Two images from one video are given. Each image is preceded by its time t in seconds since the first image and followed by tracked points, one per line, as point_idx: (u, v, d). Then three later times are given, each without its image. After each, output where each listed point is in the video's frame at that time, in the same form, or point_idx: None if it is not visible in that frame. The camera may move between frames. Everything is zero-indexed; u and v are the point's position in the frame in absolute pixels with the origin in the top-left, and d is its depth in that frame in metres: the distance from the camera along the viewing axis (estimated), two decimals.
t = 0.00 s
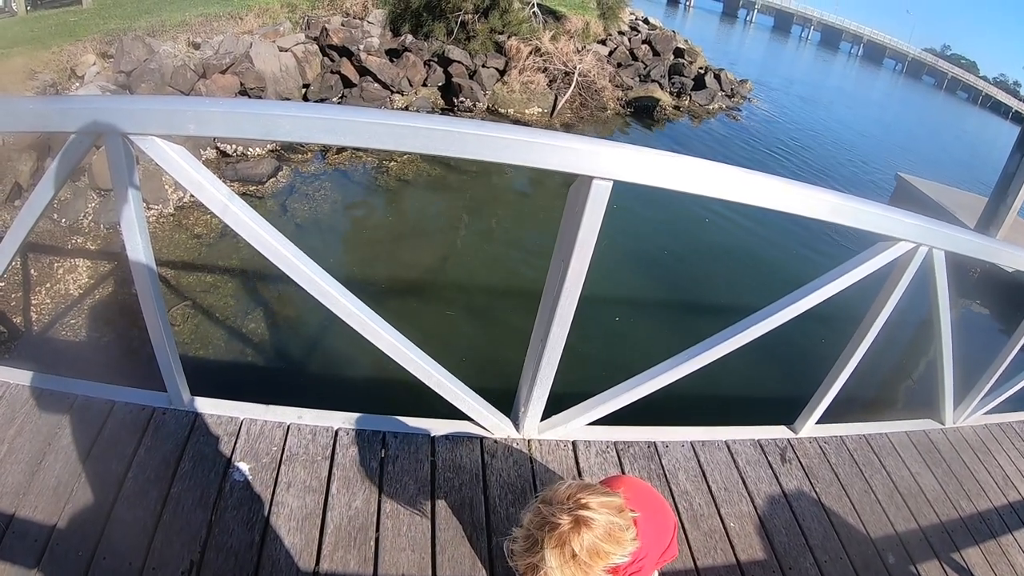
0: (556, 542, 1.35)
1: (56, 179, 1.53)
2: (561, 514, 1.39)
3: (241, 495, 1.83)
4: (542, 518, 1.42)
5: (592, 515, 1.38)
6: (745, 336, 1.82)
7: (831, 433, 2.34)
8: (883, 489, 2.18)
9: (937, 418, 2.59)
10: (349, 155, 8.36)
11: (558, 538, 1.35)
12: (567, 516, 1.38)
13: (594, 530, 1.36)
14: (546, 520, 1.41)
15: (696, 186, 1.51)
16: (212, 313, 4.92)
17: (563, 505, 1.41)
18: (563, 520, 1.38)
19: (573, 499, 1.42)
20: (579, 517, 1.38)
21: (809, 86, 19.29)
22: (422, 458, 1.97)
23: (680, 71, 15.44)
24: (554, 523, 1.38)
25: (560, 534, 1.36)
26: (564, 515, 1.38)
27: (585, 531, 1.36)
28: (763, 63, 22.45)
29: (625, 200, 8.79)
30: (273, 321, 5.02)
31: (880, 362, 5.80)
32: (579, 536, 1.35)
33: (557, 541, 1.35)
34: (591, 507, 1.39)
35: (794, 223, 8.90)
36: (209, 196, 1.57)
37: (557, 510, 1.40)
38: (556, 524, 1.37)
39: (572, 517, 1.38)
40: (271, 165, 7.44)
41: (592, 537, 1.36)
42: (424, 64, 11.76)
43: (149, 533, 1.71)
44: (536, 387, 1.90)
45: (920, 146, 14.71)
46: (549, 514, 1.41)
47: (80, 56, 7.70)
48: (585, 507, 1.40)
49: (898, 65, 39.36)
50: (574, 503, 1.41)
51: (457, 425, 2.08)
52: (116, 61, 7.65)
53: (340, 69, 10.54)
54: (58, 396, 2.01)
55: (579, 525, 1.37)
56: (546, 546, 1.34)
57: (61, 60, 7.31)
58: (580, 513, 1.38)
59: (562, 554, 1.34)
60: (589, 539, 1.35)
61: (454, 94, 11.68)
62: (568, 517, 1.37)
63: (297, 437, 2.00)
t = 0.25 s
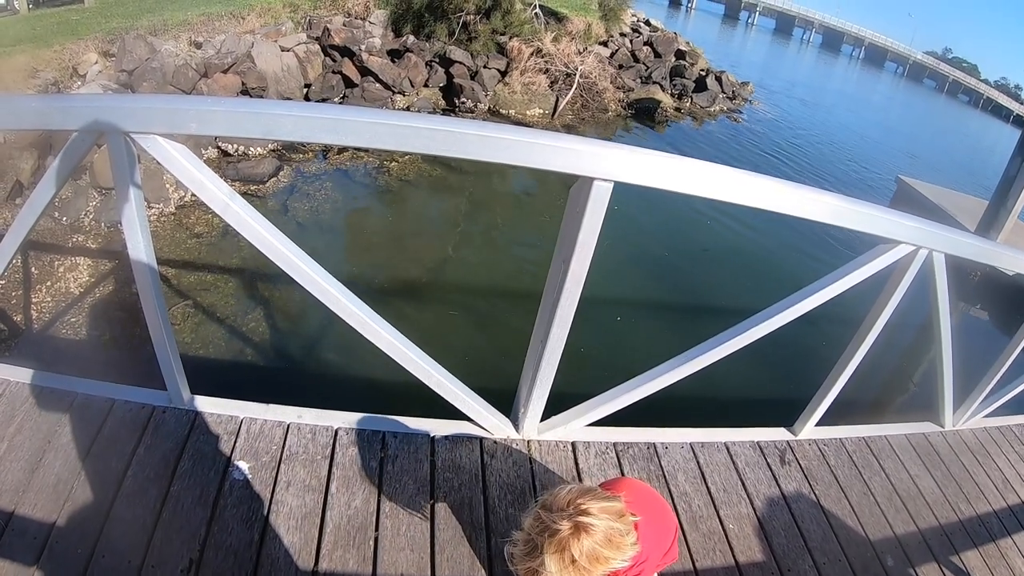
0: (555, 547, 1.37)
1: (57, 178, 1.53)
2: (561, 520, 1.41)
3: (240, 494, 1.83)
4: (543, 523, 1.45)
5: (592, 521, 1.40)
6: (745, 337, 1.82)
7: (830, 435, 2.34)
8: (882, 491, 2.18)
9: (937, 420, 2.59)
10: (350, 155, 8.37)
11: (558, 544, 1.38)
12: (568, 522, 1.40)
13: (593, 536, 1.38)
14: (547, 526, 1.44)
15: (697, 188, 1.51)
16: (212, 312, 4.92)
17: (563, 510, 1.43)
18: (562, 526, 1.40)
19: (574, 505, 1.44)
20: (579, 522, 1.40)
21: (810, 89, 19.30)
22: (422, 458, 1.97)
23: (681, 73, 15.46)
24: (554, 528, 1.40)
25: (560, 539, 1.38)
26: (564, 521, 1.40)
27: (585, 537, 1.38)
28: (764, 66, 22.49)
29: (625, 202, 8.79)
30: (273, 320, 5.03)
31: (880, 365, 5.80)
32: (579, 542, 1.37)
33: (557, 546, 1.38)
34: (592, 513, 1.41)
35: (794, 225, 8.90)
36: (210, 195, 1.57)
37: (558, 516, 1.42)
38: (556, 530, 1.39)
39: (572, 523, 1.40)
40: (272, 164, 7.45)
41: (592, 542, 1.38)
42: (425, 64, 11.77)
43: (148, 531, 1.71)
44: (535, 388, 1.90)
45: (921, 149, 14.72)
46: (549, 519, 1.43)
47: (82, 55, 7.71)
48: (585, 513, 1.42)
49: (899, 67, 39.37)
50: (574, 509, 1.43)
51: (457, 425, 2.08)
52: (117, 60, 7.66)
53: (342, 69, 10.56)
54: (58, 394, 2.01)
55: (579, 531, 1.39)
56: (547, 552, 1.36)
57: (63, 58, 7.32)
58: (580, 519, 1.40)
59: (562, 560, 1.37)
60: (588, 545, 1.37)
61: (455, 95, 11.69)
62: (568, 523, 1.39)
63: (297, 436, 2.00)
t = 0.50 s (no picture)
0: (558, 551, 1.39)
1: (60, 176, 1.53)
2: (563, 523, 1.43)
3: (240, 493, 1.83)
4: (544, 527, 1.46)
5: (594, 524, 1.42)
6: (745, 339, 1.82)
7: (830, 437, 2.34)
8: (881, 493, 2.18)
9: (937, 423, 2.59)
10: (352, 155, 8.37)
11: (561, 547, 1.39)
12: (570, 525, 1.42)
13: (596, 539, 1.40)
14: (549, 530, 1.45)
15: (697, 189, 1.52)
16: (212, 311, 4.92)
17: (565, 514, 1.45)
18: (565, 529, 1.42)
19: (576, 508, 1.46)
20: (581, 526, 1.41)
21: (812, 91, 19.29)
22: (422, 458, 1.98)
23: (682, 75, 15.46)
24: (557, 532, 1.42)
25: (562, 543, 1.40)
26: (567, 524, 1.42)
27: (587, 540, 1.40)
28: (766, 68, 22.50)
29: (626, 203, 8.80)
30: (273, 320, 5.02)
31: (879, 367, 5.80)
32: (581, 545, 1.39)
33: (560, 550, 1.40)
34: (594, 516, 1.43)
35: (795, 227, 8.90)
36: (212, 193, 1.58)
37: (560, 519, 1.44)
38: (559, 533, 1.41)
39: (574, 526, 1.42)
40: (273, 164, 7.45)
41: (594, 545, 1.40)
42: (427, 65, 11.77)
43: (148, 529, 1.71)
44: (535, 388, 1.90)
45: (923, 152, 14.71)
46: (552, 523, 1.45)
47: (84, 54, 7.72)
48: (586, 516, 1.44)
49: (901, 70, 39.36)
50: (575, 512, 1.44)
51: (457, 425, 2.08)
52: (119, 59, 7.67)
53: (344, 69, 10.57)
54: (59, 392, 2.02)
55: (582, 534, 1.40)
56: (550, 555, 1.38)
57: (65, 57, 7.33)
58: (582, 522, 1.42)
59: (565, 563, 1.39)
60: (591, 547, 1.39)
61: (456, 95, 11.71)
62: (570, 526, 1.41)
63: (297, 435, 2.01)
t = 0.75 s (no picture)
0: (558, 549, 1.40)
1: (61, 172, 1.54)
2: (563, 521, 1.43)
3: (240, 489, 1.83)
4: (544, 525, 1.47)
5: (593, 522, 1.43)
6: (745, 338, 1.82)
7: (829, 436, 2.34)
8: (880, 493, 2.18)
9: (936, 423, 2.59)
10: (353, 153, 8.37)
11: (561, 545, 1.40)
12: (570, 523, 1.42)
13: (595, 536, 1.41)
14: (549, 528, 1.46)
15: (698, 188, 1.52)
16: (212, 308, 4.92)
17: (565, 512, 1.46)
18: (565, 527, 1.42)
19: (575, 506, 1.46)
20: (581, 523, 1.42)
21: (813, 91, 19.28)
22: (421, 455, 1.98)
23: (683, 74, 15.46)
24: (557, 530, 1.43)
25: (562, 540, 1.41)
26: (567, 522, 1.42)
27: (587, 537, 1.41)
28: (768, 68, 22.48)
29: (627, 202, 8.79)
30: (273, 318, 5.02)
31: (879, 367, 5.79)
32: (581, 542, 1.40)
33: (560, 548, 1.40)
34: (594, 513, 1.44)
35: (796, 228, 8.90)
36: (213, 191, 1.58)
37: (560, 517, 1.44)
38: (559, 531, 1.42)
39: (574, 524, 1.42)
40: (274, 161, 7.45)
41: (594, 542, 1.40)
42: (428, 63, 11.77)
43: (148, 525, 1.71)
44: (535, 386, 1.90)
45: (924, 153, 14.69)
46: (552, 521, 1.45)
47: (85, 51, 7.71)
48: (586, 513, 1.45)
49: (902, 71, 39.31)
50: (575, 510, 1.45)
51: (456, 423, 2.09)
52: (120, 56, 7.67)
53: (345, 67, 10.57)
54: (59, 388, 2.02)
55: (581, 531, 1.41)
56: (550, 553, 1.38)
57: (67, 55, 7.33)
58: (582, 520, 1.43)
59: (565, 561, 1.39)
60: (591, 545, 1.40)
61: (457, 94, 11.72)
62: (570, 524, 1.42)
63: (297, 432, 2.01)
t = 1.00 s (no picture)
0: (556, 548, 1.41)
1: (58, 170, 1.53)
2: (561, 521, 1.44)
3: (237, 487, 1.83)
4: (542, 524, 1.48)
5: (591, 522, 1.43)
6: (742, 337, 1.82)
7: (824, 435, 2.35)
8: (876, 492, 2.19)
9: (932, 422, 2.60)
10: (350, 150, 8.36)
11: (559, 544, 1.41)
12: (568, 523, 1.43)
13: (593, 536, 1.41)
14: (547, 527, 1.47)
15: (695, 187, 1.52)
16: (209, 305, 4.91)
17: (562, 511, 1.46)
18: (563, 527, 1.43)
19: (573, 506, 1.47)
20: (579, 523, 1.43)
21: (811, 89, 19.29)
22: (418, 453, 1.98)
23: (681, 72, 15.48)
24: (555, 530, 1.43)
25: (560, 540, 1.41)
26: (565, 522, 1.43)
27: (584, 537, 1.42)
28: (765, 66, 22.48)
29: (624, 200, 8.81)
30: (270, 315, 5.02)
31: (875, 367, 5.81)
32: (579, 542, 1.41)
33: (557, 548, 1.41)
34: (591, 512, 1.45)
35: (793, 227, 8.92)
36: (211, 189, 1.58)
37: (558, 517, 1.45)
38: (557, 530, 1.43)
39: (572, 524, 1.43)
40: (271, 158, 7.44)
41: (591, 542, 1.41)
42: (425, 60, 11.75)
43: (145, 523, 1.71)
44: (532, 385, 1.91)
45: (920, 151, 14.72)
46: (550, 521, 1.46)
47: (81, 47, 7.67)
48: (584, 513, 1.45)
49: (900, 69, 39.33)
50: (573, 510, 1.46)
51: (453, 421, 2.09)
52: (117, 53, 7.65)
53: (342, 63, 10.55)
54: (55, 386, 2.02)
55: (579, 531, 1.42)
56: (548, 553, 1.39)
57: (63, 51, 7.30)
58: (580, 520, 1.43)
59: (562, 560, 1.40)
60: (588, 545, 1.41)
61: (455, 91, 11.69)
62: (568, 524, 1.42)
63: (293, 430, 2.01)
